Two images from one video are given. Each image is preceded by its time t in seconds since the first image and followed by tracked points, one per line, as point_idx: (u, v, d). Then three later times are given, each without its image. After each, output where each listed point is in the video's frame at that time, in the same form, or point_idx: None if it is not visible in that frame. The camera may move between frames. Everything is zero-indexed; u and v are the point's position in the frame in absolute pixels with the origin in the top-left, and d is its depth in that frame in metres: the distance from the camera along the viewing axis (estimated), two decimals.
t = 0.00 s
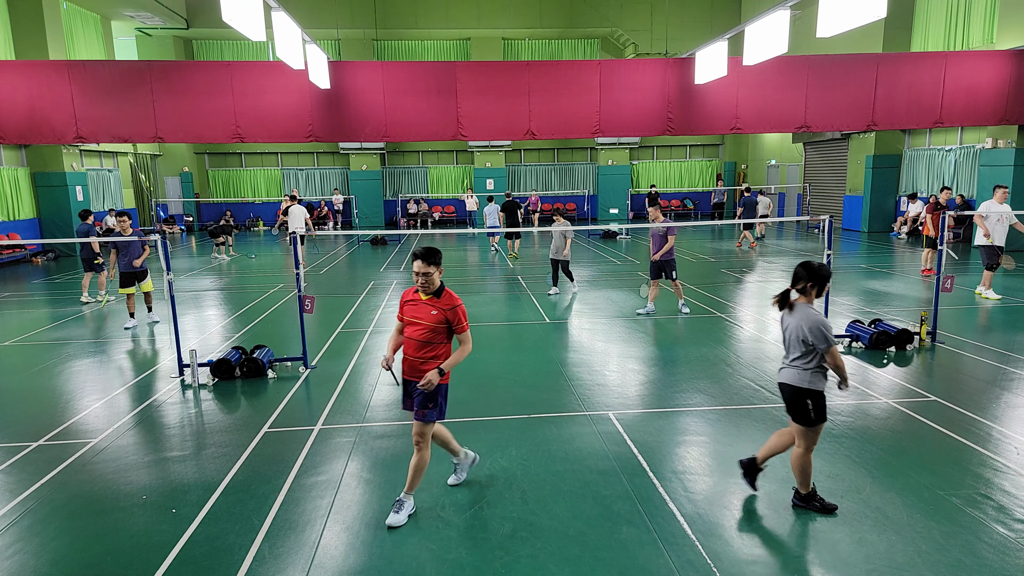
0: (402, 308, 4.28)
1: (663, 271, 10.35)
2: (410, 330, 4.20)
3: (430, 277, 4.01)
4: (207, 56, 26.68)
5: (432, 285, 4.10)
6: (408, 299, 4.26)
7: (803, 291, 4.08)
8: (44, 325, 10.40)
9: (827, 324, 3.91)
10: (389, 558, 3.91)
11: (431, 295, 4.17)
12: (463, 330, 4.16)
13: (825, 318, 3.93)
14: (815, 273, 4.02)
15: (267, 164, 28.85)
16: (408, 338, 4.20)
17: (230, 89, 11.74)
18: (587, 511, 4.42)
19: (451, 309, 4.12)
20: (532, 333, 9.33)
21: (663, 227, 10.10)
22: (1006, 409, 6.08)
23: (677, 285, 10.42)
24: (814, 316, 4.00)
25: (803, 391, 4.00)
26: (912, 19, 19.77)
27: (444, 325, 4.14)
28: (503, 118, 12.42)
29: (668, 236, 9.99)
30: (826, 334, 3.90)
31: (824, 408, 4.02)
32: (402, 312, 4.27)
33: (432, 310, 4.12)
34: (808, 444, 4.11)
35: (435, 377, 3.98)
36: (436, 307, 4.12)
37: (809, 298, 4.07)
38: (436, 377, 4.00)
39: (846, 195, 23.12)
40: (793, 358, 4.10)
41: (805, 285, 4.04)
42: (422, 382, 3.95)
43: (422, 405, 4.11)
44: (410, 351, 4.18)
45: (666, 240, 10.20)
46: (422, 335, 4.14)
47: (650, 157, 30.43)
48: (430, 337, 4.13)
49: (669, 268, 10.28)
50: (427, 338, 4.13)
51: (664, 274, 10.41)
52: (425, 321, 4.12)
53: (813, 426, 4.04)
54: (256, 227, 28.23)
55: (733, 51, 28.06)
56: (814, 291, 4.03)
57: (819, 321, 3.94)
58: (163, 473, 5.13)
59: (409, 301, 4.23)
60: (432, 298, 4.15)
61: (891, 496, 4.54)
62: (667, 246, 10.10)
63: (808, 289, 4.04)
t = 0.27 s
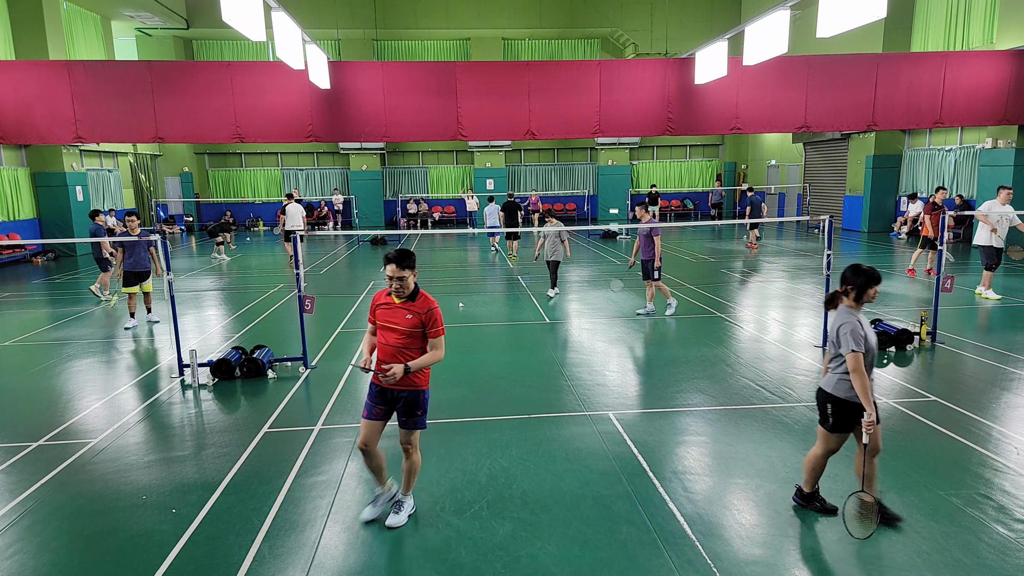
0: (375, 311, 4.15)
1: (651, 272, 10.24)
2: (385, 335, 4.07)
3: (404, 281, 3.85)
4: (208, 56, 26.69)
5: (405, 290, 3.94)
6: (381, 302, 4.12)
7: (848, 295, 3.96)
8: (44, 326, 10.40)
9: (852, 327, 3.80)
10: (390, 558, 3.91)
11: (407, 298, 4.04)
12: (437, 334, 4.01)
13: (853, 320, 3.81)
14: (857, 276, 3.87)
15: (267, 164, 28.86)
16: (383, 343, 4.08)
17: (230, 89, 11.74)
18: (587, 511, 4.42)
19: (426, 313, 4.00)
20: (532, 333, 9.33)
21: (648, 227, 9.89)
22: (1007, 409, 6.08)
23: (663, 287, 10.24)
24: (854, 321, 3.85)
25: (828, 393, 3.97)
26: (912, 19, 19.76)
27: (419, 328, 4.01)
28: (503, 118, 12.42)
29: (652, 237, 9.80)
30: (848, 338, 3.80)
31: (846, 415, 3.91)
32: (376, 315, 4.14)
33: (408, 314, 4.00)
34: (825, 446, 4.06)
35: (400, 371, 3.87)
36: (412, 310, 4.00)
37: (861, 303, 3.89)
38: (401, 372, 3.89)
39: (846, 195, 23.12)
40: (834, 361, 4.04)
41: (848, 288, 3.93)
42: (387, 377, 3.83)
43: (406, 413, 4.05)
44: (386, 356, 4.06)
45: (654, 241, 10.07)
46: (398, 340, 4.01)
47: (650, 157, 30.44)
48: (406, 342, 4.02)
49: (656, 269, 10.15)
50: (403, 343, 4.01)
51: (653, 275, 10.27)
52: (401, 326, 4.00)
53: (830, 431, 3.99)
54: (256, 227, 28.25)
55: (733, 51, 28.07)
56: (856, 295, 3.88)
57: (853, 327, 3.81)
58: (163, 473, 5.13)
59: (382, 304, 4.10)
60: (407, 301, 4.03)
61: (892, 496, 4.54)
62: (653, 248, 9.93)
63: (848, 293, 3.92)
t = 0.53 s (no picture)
0: (345, 324, 3.87)
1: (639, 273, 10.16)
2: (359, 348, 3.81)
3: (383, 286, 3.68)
4: (208, 56, 26.69)
5: (381, 299, 3.74)
6: (353, 314, 3.86)
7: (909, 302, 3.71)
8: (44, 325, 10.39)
9: (886, 331, 3.67)
10: (390, 558, 3.91)
11: (380, 309, 3.80)
12: (414, 344, 3.79)
13: (890, 324, 3.67)
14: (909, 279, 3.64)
15: (267, 164, 28.85)
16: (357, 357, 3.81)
17: (230, 89, 11.74)
18: (587, 511, 4.42)
19: (403, 323, 3.78)
20: (532, 333, 9.33)
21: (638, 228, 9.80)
22: (1007, 409, 6.08)
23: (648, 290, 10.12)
24: (904, 328, 3.64)
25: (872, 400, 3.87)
26: (912, 19, 19.76)
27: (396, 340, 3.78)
28: (503, 118, 12.42)
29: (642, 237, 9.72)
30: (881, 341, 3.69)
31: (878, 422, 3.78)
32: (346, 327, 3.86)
33: (383, 325, 3.76)
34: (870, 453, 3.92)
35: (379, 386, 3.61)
36: (387, 321, 3.77)
37: (921, 309, 3.62)
38: (378, 386, 3.61)
39: (846, 195, 23.12)
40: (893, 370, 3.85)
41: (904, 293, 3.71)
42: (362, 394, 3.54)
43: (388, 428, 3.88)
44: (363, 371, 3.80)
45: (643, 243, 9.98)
46: (374, 354, 3.77)
47: (650, 157, 30.44)
48: (383, 356, 3.77)
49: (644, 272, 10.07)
50: (381, 358, 3.77)
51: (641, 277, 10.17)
52: (376, 337, 3.75)
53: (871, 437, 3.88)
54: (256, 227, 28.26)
55: (733, 51, 28.07)
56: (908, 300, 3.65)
57: (895, 331, 3.64)
58: (163, 473, 5.13)
59: (353, 317, 3.84)
60: (381, 312, 3.79)
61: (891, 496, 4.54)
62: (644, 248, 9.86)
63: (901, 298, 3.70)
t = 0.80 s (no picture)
0: (318, 331, 3.56)
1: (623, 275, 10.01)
2: (338, 356, 3.54)
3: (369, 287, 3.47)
4: (208, 56, 26.69)
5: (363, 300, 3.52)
6: (326, 319, 3.56)
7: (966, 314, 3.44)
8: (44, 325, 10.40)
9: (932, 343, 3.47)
10: (390, 558, 3.91)
11: (358, 311, 3.57)
12: (397, 346, 3.67)
13: (935, 336, 3.47)
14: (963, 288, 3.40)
15: (267, 164, 28.86)
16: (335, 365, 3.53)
17: (230, 89, 11.74)
18: (587, 511, 4.42)
19: (385, 324, 3.61)
20: (532, 333, 9.33)
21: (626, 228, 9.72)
22: (1007, 409, 6.08)
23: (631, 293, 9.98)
24: (954, 340, 3.42)
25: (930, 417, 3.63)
26: (912, 19, 19.76)
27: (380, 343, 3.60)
28: (503, 118, 12.42)
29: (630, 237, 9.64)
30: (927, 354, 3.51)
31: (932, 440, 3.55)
32: (320, 334, 3.56)
33: (365, 328, 3.53)
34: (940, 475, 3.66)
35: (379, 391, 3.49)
36: (369, 324, 3.55)
37: (974, 320, 3.39)
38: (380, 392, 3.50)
39: (846, 195, 23.12)
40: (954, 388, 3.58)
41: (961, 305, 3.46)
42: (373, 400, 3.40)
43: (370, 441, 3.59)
44: (345, 380, 3.54)
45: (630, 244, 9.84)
46: (357, 360, 3.53)
47: (650, 157, 30.44)
48: (367, 362, 3.55)
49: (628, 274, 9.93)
50: (366, 364, 3.53)
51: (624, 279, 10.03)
52: (361, 343, 3.52)
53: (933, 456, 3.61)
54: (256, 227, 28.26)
55: (733, 51, 28.07)
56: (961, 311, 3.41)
57: (945, 344, 3.42)
58: (163, 473, 5.13)
59: (328, 323, 3.54)
60: (360, 314, 3.57)
61: (891, 496, 4.54)
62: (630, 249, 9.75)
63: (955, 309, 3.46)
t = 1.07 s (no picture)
0: (313, 345, 3.33)
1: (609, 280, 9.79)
2: (337, 371, 3.36)
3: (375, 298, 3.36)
4: (208, 56, 26.69)
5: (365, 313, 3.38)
6: (324, 334, 3.33)
7: None
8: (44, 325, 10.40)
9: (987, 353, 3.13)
10: (390, 558, 3.92)
11: (356, 324, 3.42)
12: (392, 358, 3.61)
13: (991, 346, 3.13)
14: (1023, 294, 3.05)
15: (267, 164, 28.87)
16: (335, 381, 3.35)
17: (230, 89, 11.74)
18: (587, 511, 4.42)
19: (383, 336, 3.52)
20: (532, 333, 9.33)
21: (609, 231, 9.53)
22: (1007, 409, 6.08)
23: (621, 294, 9.83)
24: (1009, 353, 3.09)
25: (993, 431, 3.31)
26: (912, 19, 19.76)
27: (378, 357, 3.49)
28: (503, 118, 12.42)
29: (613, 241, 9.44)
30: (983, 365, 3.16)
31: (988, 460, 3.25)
32: (317, 350, 3.33)
33: (367, 342, 3.41)
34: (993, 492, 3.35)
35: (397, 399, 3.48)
36: (369, 337, 3.43)
37: None
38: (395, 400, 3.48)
39: (846, 195, 23.12)
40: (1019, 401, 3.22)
41: None
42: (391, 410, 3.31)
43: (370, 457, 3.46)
44: (346, 397, 3.37)
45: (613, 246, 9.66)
46: (359, 375, 3.39)
47: (650, 157, 30.45)
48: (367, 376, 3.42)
49: (616, 278, 9.71)
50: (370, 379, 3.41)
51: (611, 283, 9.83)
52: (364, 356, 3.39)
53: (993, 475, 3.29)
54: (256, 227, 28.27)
55: (733, 51, 28.07)
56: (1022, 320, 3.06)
57: (1001, 357, 3.09)
58: (164, 473, 5.14)
59: (326, 338, 3.33)
60: (360, 328, 3.43)
61: (891, 496, 4.54)
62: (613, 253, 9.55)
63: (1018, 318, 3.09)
